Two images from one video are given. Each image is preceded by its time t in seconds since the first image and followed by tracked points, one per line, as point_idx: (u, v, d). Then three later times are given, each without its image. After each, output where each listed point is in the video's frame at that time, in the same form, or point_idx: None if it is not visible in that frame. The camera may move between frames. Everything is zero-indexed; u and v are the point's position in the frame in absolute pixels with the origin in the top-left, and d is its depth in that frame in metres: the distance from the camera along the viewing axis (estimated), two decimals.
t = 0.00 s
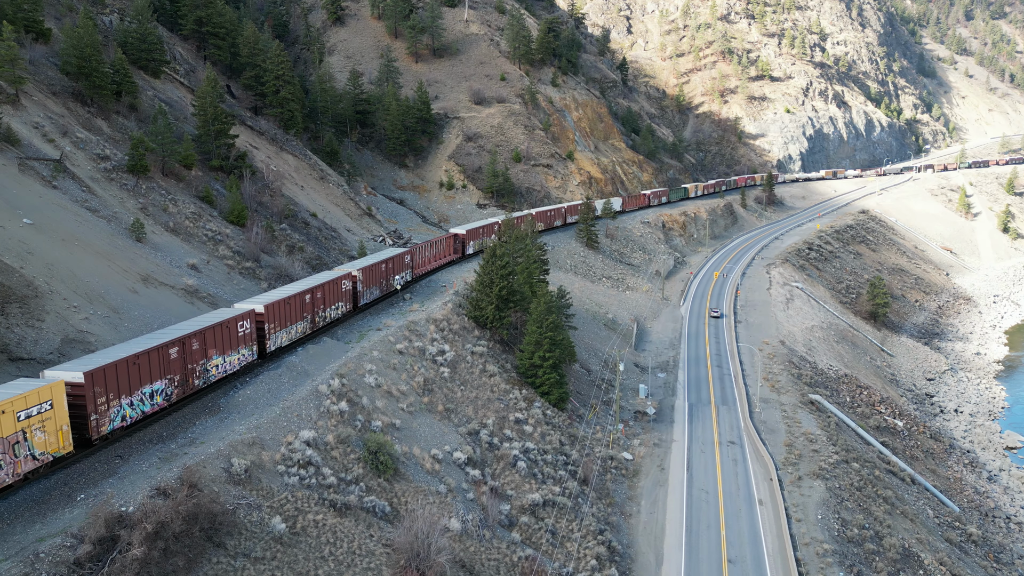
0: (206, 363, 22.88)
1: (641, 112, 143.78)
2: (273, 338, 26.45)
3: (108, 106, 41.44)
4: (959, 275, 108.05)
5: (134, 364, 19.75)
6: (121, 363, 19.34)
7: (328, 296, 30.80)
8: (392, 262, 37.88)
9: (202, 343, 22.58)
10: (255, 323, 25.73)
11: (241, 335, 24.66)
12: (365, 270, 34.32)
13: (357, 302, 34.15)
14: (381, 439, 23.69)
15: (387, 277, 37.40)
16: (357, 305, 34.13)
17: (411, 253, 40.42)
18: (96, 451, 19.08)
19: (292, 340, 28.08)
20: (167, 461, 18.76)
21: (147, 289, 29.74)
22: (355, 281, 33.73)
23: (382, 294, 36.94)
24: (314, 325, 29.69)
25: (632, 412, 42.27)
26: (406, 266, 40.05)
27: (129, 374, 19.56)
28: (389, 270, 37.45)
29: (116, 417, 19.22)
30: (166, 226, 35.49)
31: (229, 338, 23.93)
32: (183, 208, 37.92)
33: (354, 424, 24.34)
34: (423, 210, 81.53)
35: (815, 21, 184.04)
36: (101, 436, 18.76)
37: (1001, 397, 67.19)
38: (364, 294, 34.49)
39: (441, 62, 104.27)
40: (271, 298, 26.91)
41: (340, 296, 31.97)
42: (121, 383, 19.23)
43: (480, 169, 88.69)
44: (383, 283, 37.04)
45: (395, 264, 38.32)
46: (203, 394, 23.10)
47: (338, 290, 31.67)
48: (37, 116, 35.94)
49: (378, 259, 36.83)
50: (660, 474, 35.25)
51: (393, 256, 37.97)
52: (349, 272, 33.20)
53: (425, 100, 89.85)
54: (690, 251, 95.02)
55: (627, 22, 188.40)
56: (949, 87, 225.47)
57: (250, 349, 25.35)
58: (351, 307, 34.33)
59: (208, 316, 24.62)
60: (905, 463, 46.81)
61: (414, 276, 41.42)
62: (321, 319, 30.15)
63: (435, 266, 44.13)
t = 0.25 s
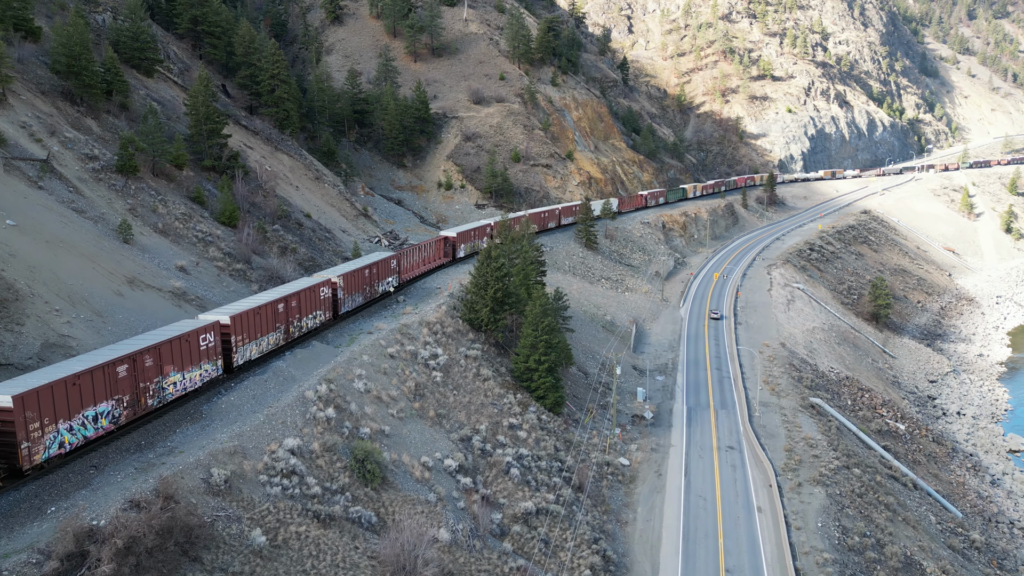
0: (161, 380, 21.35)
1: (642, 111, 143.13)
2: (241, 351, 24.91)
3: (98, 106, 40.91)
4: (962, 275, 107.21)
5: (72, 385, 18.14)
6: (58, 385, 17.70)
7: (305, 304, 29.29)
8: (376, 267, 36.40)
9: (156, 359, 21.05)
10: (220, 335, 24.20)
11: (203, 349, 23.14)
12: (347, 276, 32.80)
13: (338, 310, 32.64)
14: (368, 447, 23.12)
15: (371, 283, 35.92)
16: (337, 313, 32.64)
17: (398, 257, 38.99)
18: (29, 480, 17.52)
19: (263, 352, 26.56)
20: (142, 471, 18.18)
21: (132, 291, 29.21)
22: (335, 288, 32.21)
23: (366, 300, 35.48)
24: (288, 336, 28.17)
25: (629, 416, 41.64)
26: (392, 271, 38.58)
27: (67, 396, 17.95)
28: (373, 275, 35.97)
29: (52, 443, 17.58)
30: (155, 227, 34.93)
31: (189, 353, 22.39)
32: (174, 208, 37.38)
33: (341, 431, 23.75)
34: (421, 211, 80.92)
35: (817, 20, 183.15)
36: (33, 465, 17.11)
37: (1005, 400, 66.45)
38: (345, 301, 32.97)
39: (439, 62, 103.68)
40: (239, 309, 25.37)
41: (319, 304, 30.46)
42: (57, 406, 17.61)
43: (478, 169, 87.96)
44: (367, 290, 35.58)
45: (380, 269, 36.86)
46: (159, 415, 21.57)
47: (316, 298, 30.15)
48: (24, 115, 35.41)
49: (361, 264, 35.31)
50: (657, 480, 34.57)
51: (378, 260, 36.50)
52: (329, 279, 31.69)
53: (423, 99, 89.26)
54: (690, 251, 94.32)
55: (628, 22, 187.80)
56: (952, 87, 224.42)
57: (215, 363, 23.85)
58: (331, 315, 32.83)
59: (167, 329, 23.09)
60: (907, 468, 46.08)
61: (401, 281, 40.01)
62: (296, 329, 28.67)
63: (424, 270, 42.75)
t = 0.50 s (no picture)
0: (107, 402, 19.59)
1: (642, 111, 142.47)
2: (201, 367, 23.19)
3: (87, 105, 40.35)
4: (964, 276, 106.49)
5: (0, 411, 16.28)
6: None
7: (277, 314, 27.57)
8: (358, 273, 34.74)
9: (100, 379, 19.29)
10: (178, 350, 22.48)
11: (157, 365, 21.40)
12: (325, 283, 31.06)
13: (315, 320, 30.91)
14: (354, 455, 22.48)
15: (353, 290, 34.23)
16: (315, 322, 30.92)
17: (383, 262, 37.39)
18: None
19: (228, 367, 24.86)
20: (117, 482, 17.61)
21: (117, 294, 28.61)
22: (313, 296, 30.47)
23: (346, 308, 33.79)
24: (257, 349, 26.45)
25: (626, 420, 41.02)
26: (376, 277, 36.94)
27: None
28: (354, 282, 34.27)
29: None
30: (143, 229, 34.35)
31: (139, 370, 20.63)
32: (163, 209, 36.80)
33: (327, 438, 23.11)
34: (418, 211, 80.30)
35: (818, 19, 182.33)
36: None
37: (1007, 402, 65.77)
38: (323, 310, 31.24)
39: (438, 61, 103.06)
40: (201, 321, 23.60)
41: (293, 313, 28.75)
42: None
43: (476, 169, 87.30)
44: (348, 297, 33.91)
45: (363, 275, 35.22)
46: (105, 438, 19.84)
47: (290, 307, 28.44)
48: (10, 114, 34.82)
49: (341, 270, 33.56)
50: (654, 487, 33.92)
51: (360, 266, 34.82)
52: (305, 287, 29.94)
53: (421, 99, 88.66)
54: (690, 252, 93.67)
55: (628, 21, 187.27)
56: (953, 87, 223.57)
57: (172, 380, 22.18)
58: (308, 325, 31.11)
59: (119, 344, 21.33)
60: (909, 472, 45.39)
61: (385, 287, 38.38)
62: (266, 341, 26.93)
63: (410, 276, 41.19)
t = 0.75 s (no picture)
0: (42, 427, 17.74)
1: (641, 111, 141.82)
2: (156, 386, 21.48)
3: (75, 104, 39.73)
4: (965, 277, 105.82)
5: None
6: None
7: (247, 325, 25.94)
8: (339, 279, 33.14)
9: (33, 403, 17.43)
10: (129, 368, 20.74)
11: (103, 385, 19.62)
12: (302, 291, 29.43)
13: (290, 330, 29.23)
14: (339, 464, 21.89)
15: (332, 297, 32.61)
16: (290, 333, 29.22)
17: (365, 267, 35.86)
18: None
19: (188, 385, 23.09)
20: (90, 494, 17.05)
21: (100, 298, 28.00)
22: (286, 305, 28.72)
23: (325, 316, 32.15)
24: (223, 363, 24.74)
25: (623, 425, 40.38)
26: (358, 282, 35.36)
27: None
28: (334, 289, 32.66)
29: None
30: (129, 230, 33.74)
31: (81, 392, 18.81)
32: (151, 210, 36.20)
33: (312, 447, 22.49)
34: (415, 212, 79.63)
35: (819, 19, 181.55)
36: None
37: (1009, 404, 65.11)
38: (299, 319, 29.58)
39: (435, 60, 102.42)
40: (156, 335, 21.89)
41: (265, 324, 27.10)
42: None
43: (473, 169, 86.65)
44: (328, 305, 32.29)
45: (343, 281, 33.63)
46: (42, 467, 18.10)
47: (261, 317, 26.79)
48: None
49: (318, 277, 31.82)
50: (650, 493, 33.28)
51: (339, 272, 33.22)
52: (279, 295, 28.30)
53: (418, 98, 88.03)
54: (689, 252, 93.02)
55: (628, 21, 186.68)
56: (954, 86, 222.80)
57: (120, 402, 20.32)
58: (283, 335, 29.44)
59: (62, 361, 19.58)
60: (909, 476, 44.72)
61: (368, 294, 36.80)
62: (232, 355, 25.14)
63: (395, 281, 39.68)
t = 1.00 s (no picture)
0: None
1: (640, 111, 141.15)
2: (100, 408, 19.66)
3: (62, 104, 39.14)
4: (966, 277, 105.20)
5: None
6: None
7: (210, 338, 24.19)
8: (316, 287, 31.37)
9: None
10: (69, 389, 18.91)
11: (37, 410, 17.78)
12: (273, 300, 27.66)
13: (260, 342, 27.43)
14: (323, 474, 21.26)
15: (309, 306, 30.85)
16: (259, 345, 27.44)
17: (345, 273, 34.16)
18: None
19: (139, 405, 21.28)
20: (60, 507, 16.46)
21: (82, 301, 27.41)
22: (256, 315, 26.87)
23: (301, 326, 30.36)
24: (181, 380, 22.92)
25: (619, 429, 39.77)
26: (337, 290, 33.65)
27: None
28: (310, 297, 30.91)
29: None
30: (115, 232, 33.13)
31: (10, 419, 16.93)
32: (138, 211, 35.61)
33: (296, 456, 21.88)
34: (412, 212, 78.98)
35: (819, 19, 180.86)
36: None
37: (1010, 406, 64.50)
38: (271, 330, 27.80)
39: (432, 60, 101.79)
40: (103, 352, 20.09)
41: (231, 336, 25.33)
42: None
43: (470, 169, 86.01)
44: (304, 314, 30.51)
45: (321, 288, 31.90)
46: None
47: (227, 330, 25.02)
48: None
49: (293, 284, 29.99)
50: (645, 500, 32.72)
51: (317, 279, 31.49)
52: (247, 305, 26.52)
53: (414, 98, 87.39)
54: (688, 253, 92.41)
55: (627, 21, 186.10)
56: (954, 86, 222.11)
57: (57, 428, 18.46)
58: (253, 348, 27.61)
59: None
60: (910, 481, 44.09)
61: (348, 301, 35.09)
62: (191, 372, 23.31)
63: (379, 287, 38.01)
